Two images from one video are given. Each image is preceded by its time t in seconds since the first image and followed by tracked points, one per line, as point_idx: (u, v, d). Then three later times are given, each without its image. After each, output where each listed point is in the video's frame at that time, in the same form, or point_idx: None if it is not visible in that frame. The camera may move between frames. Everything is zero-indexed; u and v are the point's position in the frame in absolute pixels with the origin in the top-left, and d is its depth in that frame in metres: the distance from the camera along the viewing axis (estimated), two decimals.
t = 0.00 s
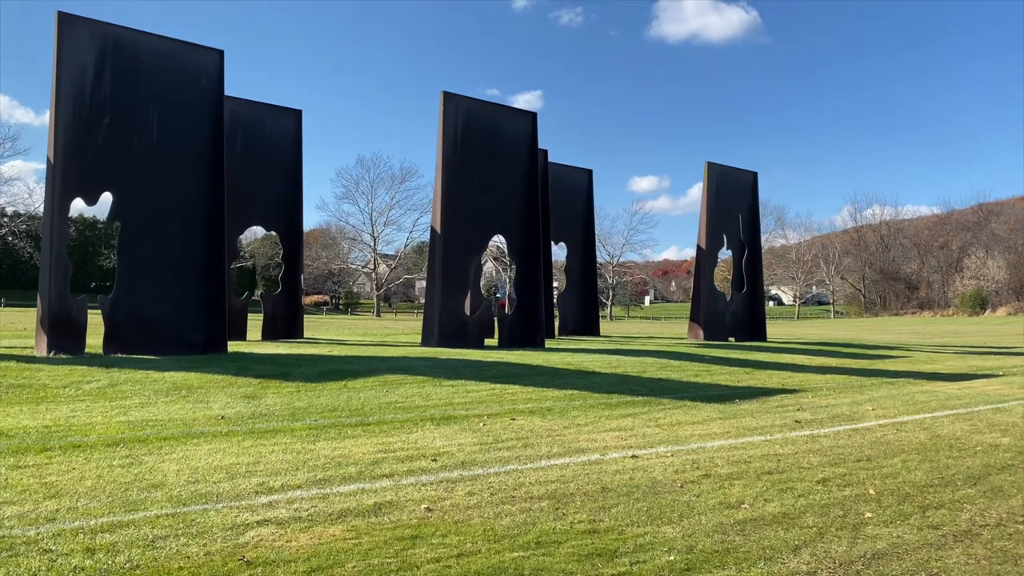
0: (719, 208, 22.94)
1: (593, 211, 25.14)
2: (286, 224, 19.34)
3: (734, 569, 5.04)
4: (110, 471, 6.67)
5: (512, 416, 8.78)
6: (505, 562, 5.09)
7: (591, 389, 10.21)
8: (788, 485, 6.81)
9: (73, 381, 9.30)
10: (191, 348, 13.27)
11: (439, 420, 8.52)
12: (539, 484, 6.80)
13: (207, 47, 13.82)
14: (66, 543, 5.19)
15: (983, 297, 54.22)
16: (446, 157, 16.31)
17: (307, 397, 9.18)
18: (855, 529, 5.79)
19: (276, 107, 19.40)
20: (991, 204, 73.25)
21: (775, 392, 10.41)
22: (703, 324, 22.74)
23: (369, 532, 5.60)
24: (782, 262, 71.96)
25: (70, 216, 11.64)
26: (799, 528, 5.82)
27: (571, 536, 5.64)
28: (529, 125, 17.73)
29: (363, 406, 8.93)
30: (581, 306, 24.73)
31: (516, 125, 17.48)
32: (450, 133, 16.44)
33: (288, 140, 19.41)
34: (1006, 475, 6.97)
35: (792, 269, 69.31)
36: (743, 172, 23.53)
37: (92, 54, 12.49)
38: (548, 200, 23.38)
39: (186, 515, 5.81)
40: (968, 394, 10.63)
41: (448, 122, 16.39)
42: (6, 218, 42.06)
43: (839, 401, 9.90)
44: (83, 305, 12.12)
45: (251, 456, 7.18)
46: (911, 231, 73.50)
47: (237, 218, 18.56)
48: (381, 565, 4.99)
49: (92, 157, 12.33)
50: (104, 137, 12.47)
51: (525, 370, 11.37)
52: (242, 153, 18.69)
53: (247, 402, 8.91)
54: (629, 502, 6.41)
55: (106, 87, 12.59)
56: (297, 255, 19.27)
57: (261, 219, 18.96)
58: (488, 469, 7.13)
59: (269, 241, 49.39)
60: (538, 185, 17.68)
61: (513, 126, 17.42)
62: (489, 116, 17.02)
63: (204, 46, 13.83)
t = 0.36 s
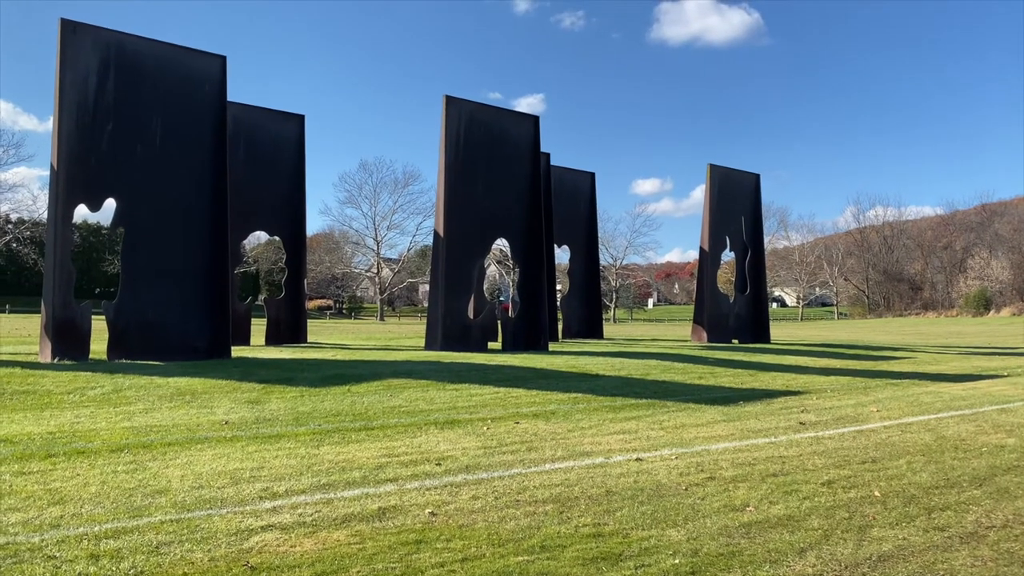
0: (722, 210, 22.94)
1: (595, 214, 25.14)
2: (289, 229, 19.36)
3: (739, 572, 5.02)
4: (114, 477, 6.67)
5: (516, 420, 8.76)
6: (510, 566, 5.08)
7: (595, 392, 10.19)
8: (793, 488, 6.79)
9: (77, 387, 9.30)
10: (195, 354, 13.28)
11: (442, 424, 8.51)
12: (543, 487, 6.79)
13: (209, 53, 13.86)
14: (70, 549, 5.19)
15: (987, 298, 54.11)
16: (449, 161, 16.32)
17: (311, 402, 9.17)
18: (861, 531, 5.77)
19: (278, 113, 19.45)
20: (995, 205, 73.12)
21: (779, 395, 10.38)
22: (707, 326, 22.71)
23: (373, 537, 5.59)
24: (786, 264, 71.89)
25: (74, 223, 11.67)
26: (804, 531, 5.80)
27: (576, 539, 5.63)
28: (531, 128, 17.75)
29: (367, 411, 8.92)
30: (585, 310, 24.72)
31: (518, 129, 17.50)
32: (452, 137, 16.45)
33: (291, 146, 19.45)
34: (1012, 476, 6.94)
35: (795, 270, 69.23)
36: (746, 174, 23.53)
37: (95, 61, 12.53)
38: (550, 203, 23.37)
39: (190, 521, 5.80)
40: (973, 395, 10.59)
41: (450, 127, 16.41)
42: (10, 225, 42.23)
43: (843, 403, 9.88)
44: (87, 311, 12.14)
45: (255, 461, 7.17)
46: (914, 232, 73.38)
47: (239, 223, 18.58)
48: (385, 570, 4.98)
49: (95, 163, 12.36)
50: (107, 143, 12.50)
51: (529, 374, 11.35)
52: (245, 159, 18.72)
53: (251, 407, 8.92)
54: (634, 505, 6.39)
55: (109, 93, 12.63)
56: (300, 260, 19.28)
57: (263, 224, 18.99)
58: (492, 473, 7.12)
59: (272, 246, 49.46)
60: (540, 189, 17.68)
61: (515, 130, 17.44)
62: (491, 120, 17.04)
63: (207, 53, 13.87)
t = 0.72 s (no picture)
0: (728, 210, 22.89)
1: (601, 215, 25.11)
2: (295, 233, 19.40)
3: (748, 573, 5.00)
4: (123, 481, 6.69)
5: (523, 422, 8.75)
6: (518, 569, 5.08)
7: (603, 393, 10.17)
8: (802, 488, 6.76)
9: (86, 391, 9.32)
10: (203, 358, 13.28)
11: (450, 426, 8.50)
12: (551, 489, 6.77)
13: (215, 58, 13.84)
14: (80, 554, 5.20)
15: (996, 295, 53.89)
16: (454, 163, 16.32)
17: (318, 405, 9.17)
18: (871, 531, 5.73)
19: (283, 115, 19.51)
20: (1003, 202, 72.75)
21: (788, 395, 10.33)
22: (714, 326, 22.65)
23: (381, 540, 5.59)
24: (793, 263, 71.71)
25: (80, 228, 11.71)
26: (814, 531, 5.77)
27: (585, 541, 5.62)
28: (537, 129, 17.74)
29: (375, 413, 8.93)
30: (592, 311, 24.70)
31: (524, 130, 17.50)
32: (458, 139, 16.47)
33: (296, 149, 19.49)
34: None
35: (803, 269, 69.02)
36: (752, 173, 23.48)
37: (101, 66, 12.59)
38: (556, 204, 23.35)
39: (199, 525, 5.81)
40: (983, 393, 10.53)
41: (456, 128, 16.43)
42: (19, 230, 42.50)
43: (852, 402, 9.83)
44: (94, 315, 12.18)
45: (263, 465, 7.18)
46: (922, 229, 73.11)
47: (246, 226, 18.63)
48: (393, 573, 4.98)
49: (102, 169, 12.42)
50: (113, 148, 12.55)
51: (537, 375, 11.34)
52: (251, 162, 18.78)
53: (259, 410, 8.93)
54: (642, 507, 6.37)
55: (115, 98, 12.68)
56: (307, 262, 19.32)
57: (270, 228, 19.03)
58: (500, 475, 7.12)
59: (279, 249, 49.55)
60: (546, 190, 17.64)
61: (520, 131, 17.43)
62: (496, 122, 17.04)
63: (212, 57, 13.86)
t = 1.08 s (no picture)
0: (740, 209, 22.81)
1: (612, 215, 25.07)
2: (307, 236, 19.47)
3: (765, 573, 4.97)
4: (139, 484, 6.72)
5: (536, 422, 8.74)
6: (533, 569, 5.08)
7: (616, 393, 10.15)
8: (817, 487, 6.72)
9: (101, 395, 9.37)
10: (217, 360, 13.34)
11: (463, 427, 8.50)
12: (565, 489, 6.76)
13: (226, 62, 13.90)
14: (97, 556, 5.23)
15: (1011, 292, 53.54)
16: (464, 164, 16.35)
17: (331, 407, 9.19)
18: (888, 530, 5.69)
19: (295, 119, 19.56)
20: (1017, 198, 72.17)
21: (802, 394, 10.28)
22: (727, 325, 22.57)
23: (396, 541, 5.60)
24: (806, 261, 71.45)
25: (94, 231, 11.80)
26: (830, 530, 5.74)
27: (599, 542, 5.60)
28: (547, 130, 17.73)
29: (388, 415, 8.94)
30: (603, 312, 24.67)
31: (534, 131, 17.50)
32: (468, 140, 16.50)
33: (308, 152, 19.56)
34: None
35: (816, 268, 68.70)
36: (763, 171, 23.39)
37: (114, 71, 12.68)
38: (566, 204, 23.34)
39: (214, 527, 5.83)
40: (1000, 391, 10.43)
41: (466, 130, 16.46)
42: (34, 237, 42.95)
43: (867, 401, 9.77)
44: (109, 319, 12.26)
45: (277, 466, 7.20)
46: (936, 227, 72.62)
47: (258, 229, 18.71)
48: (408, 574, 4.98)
49: (115, 173, 12.50)
50: (127, 153, 12.64)
51: (549, 376, 11.33)
52: (263, 165, 18.86)
53: (273, 413, 8.96)
54: (656, 507, 6.35)
55: (128, 103, 12.76)
56: (319, 265, 19.39)
57: (283, 231, 19.10)
58: (514, 475, 7.11)
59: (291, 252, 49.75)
60: (556, 190, 17.62)
61: (530, 131, 17.43)
62: (506, 122, 17.05)
63: (223, 61, 13.92)
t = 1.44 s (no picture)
0: (758, 206, 22.68)
1: (629, 214, 25.01)
2: (326, 237, 19.57)
3: (787, 572, 4.94)
4: (162, 485, 6.78)
5: (555, 422, 8.74)
6: (553, 569, 5.08)
7: (635, 392, 10.12)
8: (839, 486, 6.66)
9: (123, 397, 9.46)
10: (237, 362, 13.45)
11: (482, 427, 8.51)
12: (585, 489, 6.75)
13: (244, 66, 13.98)
14: (121, 557, 5.28)
15: None
16: (480, 165, 16.37)
17: (351, 407, 9.23)
18: (911, 529, 5.64)
19: (312, 121, 19.66)
20: None
21: (822, 392, 10.20)
22: (746, 324, 22.42)
23: (416, 541, 5.61)
24: (825, 258, 71.01)
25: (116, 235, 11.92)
26: (853, 530, 5.69)
27: (619, 541, 5.59)
28: (563, 129, 17.71)
29: (407, 415, 8.96)
30: (621, 311, 24.62)
31: (549, 130, 17.48)
32: (484, 140, 16.52)
33: (325, 154, 19.65)
34: None
35: (836, 264, 68.19)
36: (781, 168, 23.24)
37: (135, 77, 12.80)
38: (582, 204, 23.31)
39: (236, 527, 5.87)
40: None
41: (482, 130, 16.48)
42: (56, 241, 43.53)
43: (889, 399, 9.67)
44: (131, 322, 12.38)
45: (298, 467, 7.25)
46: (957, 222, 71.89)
47: (277, 232, 18.84)
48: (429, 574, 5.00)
49: (136, 177, 12.63)
50: (147, 158, 12.76)
51: (568, 375, 11.32)
52: (281, 168, 18.98)
53: (293, 413, 9.01)
54: (676, 506, 6.33)
55: (148, 108, 12.88)
56: (337, 266, 19.48)
57: (301, 233, 19.22)
58: (533, 475, 7.11)
59: (309, 254, 50.09)
60: (572, 190, 17.59)
61: (546, 131, 17.42)
62: (522, 122, 17.06)
63: (241, 65, 14.00)
